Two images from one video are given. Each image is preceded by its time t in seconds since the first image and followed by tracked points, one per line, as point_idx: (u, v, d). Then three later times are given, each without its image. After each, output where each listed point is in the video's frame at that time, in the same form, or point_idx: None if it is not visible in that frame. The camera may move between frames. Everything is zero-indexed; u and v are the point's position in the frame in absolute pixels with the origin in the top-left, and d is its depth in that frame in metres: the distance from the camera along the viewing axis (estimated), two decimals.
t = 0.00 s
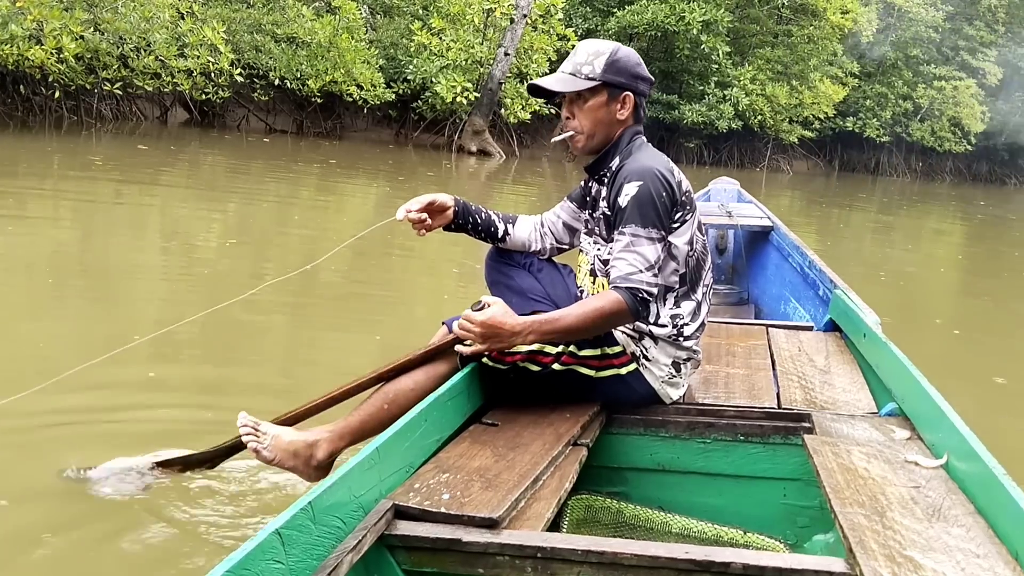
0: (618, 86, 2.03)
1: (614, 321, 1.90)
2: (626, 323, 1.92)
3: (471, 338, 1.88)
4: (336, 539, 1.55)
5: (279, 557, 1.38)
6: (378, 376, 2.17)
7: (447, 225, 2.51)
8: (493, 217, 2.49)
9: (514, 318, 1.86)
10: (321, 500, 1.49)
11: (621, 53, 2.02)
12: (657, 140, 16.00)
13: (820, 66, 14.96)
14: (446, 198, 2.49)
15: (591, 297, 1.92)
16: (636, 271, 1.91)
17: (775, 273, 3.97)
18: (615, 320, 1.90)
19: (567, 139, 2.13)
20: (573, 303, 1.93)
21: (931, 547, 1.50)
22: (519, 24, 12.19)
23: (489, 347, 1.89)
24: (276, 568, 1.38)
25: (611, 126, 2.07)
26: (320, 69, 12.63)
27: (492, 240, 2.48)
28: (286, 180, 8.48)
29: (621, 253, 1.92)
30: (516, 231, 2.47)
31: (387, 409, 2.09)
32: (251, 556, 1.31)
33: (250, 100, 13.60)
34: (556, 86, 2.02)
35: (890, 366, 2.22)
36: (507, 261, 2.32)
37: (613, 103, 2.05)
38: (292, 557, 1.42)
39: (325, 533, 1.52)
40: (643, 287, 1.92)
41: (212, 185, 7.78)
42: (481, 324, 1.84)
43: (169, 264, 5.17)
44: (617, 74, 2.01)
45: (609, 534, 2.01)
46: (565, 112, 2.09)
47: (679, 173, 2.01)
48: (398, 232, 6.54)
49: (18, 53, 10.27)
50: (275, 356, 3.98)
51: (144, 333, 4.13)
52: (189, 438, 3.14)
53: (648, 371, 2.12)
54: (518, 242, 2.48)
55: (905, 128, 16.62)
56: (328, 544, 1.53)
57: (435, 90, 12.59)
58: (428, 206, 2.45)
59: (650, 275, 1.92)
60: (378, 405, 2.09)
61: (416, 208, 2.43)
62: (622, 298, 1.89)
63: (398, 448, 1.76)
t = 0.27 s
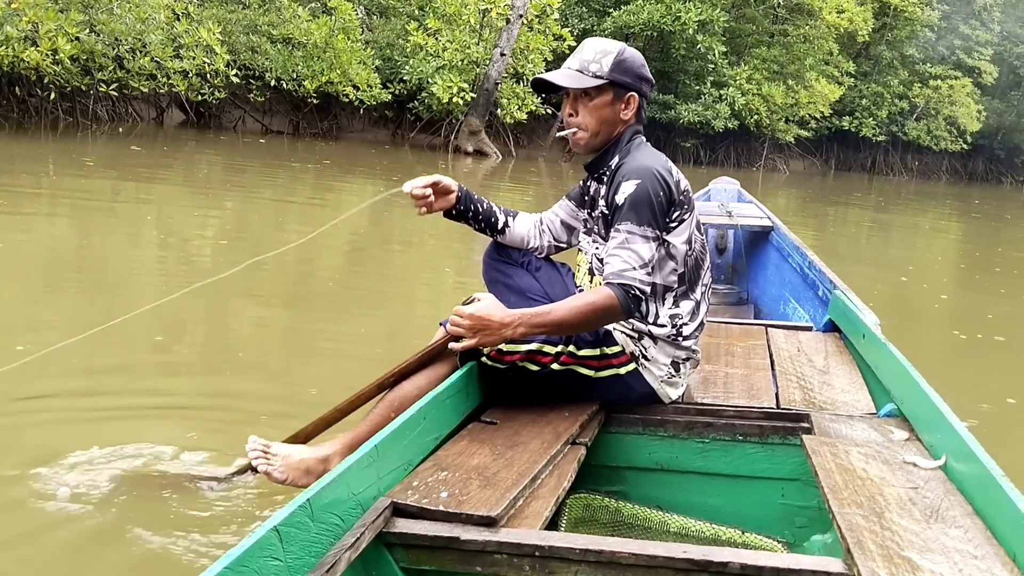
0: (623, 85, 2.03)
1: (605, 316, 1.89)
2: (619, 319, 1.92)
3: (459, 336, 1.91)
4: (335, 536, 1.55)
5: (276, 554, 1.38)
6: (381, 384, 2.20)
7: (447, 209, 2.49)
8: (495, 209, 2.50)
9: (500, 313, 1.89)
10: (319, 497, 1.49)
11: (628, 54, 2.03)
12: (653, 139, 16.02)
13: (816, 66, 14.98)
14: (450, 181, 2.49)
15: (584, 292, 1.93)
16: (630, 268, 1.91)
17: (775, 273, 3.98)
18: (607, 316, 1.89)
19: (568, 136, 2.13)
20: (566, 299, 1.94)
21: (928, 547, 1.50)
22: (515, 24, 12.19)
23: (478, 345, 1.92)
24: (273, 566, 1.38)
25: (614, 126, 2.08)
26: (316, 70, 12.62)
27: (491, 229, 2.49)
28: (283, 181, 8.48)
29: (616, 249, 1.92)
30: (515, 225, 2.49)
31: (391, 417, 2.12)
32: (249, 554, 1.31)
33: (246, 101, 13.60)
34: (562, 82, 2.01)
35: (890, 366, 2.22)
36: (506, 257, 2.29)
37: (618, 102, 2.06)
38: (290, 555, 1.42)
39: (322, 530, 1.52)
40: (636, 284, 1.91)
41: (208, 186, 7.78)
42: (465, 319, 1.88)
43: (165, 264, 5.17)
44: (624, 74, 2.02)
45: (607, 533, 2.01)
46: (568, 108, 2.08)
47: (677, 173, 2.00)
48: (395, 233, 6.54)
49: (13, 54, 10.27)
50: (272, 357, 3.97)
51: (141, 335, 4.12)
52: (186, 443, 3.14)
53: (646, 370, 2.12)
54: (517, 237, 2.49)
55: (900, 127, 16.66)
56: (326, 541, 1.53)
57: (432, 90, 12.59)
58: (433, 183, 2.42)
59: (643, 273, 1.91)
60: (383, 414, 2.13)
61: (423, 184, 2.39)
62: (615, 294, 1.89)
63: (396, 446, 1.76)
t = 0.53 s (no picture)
0: (623, 86, 2.03)
1: (594, 314, 1.87)
2: (611, 317, 1.89)
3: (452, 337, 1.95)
4: (333, 533, 1.55)
5: (275, 551, 1.38)
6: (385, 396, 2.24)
7: (459, 182, 2.44)
8: (505, 200, 2.51)
9: (488, 312, 1.91)
10: (318, 494, 1.49)
11: (630, 54, 2.03)
12: (649, 139, 16.02)
13: (812, 65, 14.99)
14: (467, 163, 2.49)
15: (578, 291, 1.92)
16: (623, 267, 1.88)
17: (774, 274, 3.98)
18: (596, 314, 1.87)
19: (567, 134, 2.14)
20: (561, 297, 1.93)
21: (926, 548, 1.50)
22: (511, 24, 12.17)
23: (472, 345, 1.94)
24: (272, 563, 1.38)
25: (613, 126, 2.08)
26: (312, 70, 12.61)
27: (495, 217, 2.49)
28: (279, 182, 8.48)
29: (610, 248, 1.90)
30: (518, 217, 2.50)
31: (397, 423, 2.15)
32: (247, 551, 1.31)
33: (242, 101, 13.60)
34: (562, 80, 2.02)
35: (888, 367, 2.22)
36: (505, 254, 2.28)
37: (617, 103, 2.06)
38: (288, 552, 1.42)
39: (321, 527, 1.52)
40: (628, 283, 1.89)
41: (204, 187, 7.77)
42: (454, 321, 1.92)
43: (161, 266, 5.16)
44: (625, 74, 2.02)
45: (605, 533, 2.00)
46: (569, 106, 2.09)
47: (674, 173, 1.99)
48: (393, 233, 6.55)
49: (9, 56, 10.26)
50: (269, 358, 3.97)
51: (138, 336, 4.11)
52: (183, 446, 3.13)
53: (645, 370, 2.12)
54: (518, 231, 2.49)
55: (896, 126, 16.69)
56: (325, 538, 1.53)
57: (428, 91, 12.59)
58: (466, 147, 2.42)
59: (636, 272, 1.89)
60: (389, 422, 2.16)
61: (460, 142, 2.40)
62: (606, 294, 1.87)
63: (395, 444, 1.76)
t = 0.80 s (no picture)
0: (624, 86, 2.03)
1: (585, 310, 1.86)
2: (602, 313, 1.88)
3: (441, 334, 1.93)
4: (333, 533, 1.55)
5: (275, 551, 1.38)
6: (392, 401, 2.22)
7: (452, 196, 2.44)
8: (500, 204, 2.50)
9: (478, 307, 1.89)
10: (319, 494, 1.49)
11: (632, 54, 2.02)
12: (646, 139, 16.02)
13: (808, 65, 15.01)
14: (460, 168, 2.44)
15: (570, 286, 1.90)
16: (615, 264, 1.88)
17: (775, 274, 3.98)
18: (588, 310, 1.86)
19: (570, 132, 2.14)
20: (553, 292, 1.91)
21: (926, 548, 1.50)
22: (508, 24, 12.16)
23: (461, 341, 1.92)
24: (272, 562, 1.38)
25: (613, 125, 2.08)
26: (308, 71, 12.59)
27: (494, 222, 2.49)
28: (276, 182, 8.46)
29: (604, 245, 1.89)
30: (518, 221, 2.49)
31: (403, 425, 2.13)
32: (247, 551, 1.31)
33: (239, 101, 13.57)
34: (563, 78, 2.02)
35: (889, 366, 2.22)
36: (505, 254, 2.27)
37: (618, 102, 2.06)
38: (288, 552, 1.42)
39: (321, 527, 1.51)
40: (619, 280, 1.88)
41: (200, 187, 7.76)
42: (443, 316, 1.89)
43: (157, 266, 5.15)
44: (626, 74, 2.02)
45: (605, 533, 2.00)
46: (570, 104, 2.09)
47: (673, 172, 1.99)
48: (390, 234, 6.54)
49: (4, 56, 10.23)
50: (267, 358, 3.97)
51: (135, 337, 4.10)
52: (181, 451, 3.13)
53: (644, 371, 2.12)
54: (519, 234, 2.48)
55: (892, 125, 16.72)
56: (324, 538, 1.53)
57: (425, 91, 12.58)
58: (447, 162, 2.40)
59: (629, 269, 1.88)
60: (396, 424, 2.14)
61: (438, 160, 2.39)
62: (596, 290, 1.86)
63: (395, 443, 1.76)
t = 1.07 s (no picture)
0: (626, 87, 2.03)
1: (583, 308, 1.85)
2: (597, 312, 1.87)
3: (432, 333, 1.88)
4: (335, 536, 1.54)
5: (277, 554, 1.38)
6: (396, 406, 2.19)
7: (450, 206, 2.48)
8: (499, 208, 2.50)
9: (474, 302, 1.85)
10: (320, 497, 1.48)
11: (635, 55, 2.02)
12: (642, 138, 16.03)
13: (804, 65, 15.02)
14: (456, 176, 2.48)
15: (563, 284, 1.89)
16: (612, 263, 1.87)
17: (775, 274, 3.98)
18: (584, 309, 1.86)
19: (571, 131, 2.14)
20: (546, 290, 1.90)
21: (929, 548, 1.50)
22: (504, 24, 12.16)
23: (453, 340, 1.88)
24: (273, 565, 1.37)
25: (616, 126, 2.08)
26: (305, 70, 12.57)
27: (492, 228, 2.49)
28: (272, 181, 8.45)
29: (603, 244, 1.89)
30: (518, 224, 2.48)
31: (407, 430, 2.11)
32: (250, 553, 1.31)
33: (235, 101, 13.55)
34: (566, 78, 2.02)
35: (890, 366, 2.23)
36: (505, 256, 2.27)
37: (621, 103, 2.05)
38: (290, 555, 1.41)
39: (322, 530, 1.51)
40: (616, 280, 1.87)
41: (197, 187, 7.74)
42: (438, 315, 1.85)
43: (154, 266, 5.14)
44: (629, 75, 2.02)
45: (607, 534, 2.00)
46: (573, 104, 2.09)
47: (675, 173, 1.99)
48: (387, 233, 6.54)
49: None
50: (264, 358, 3.96)
51: (132, 337, 4.09)
52: (179, 453, 3.12)
53: (646, 372, 2.12)
54: (519, 237, 2.48)
55: (888, 125, 16.76)
56: (327, 540, 1.52)
57: (421, 90, 12.57)
58: (438, 176, 2.43)
59: (626, 269, 1.88)
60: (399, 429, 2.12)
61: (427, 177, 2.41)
62: (592, 289, 1.85)
63: (397, 445, 1.75)
